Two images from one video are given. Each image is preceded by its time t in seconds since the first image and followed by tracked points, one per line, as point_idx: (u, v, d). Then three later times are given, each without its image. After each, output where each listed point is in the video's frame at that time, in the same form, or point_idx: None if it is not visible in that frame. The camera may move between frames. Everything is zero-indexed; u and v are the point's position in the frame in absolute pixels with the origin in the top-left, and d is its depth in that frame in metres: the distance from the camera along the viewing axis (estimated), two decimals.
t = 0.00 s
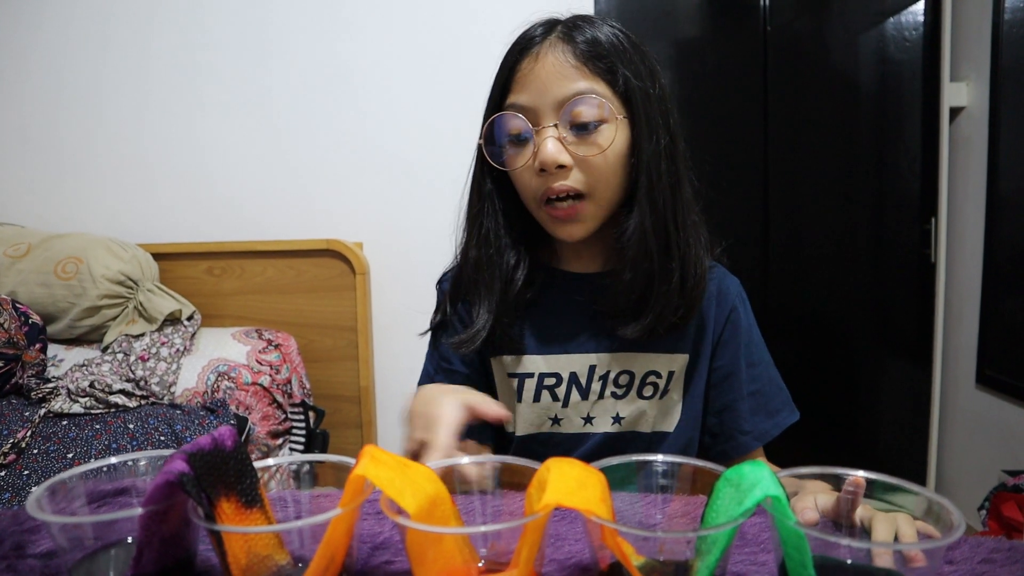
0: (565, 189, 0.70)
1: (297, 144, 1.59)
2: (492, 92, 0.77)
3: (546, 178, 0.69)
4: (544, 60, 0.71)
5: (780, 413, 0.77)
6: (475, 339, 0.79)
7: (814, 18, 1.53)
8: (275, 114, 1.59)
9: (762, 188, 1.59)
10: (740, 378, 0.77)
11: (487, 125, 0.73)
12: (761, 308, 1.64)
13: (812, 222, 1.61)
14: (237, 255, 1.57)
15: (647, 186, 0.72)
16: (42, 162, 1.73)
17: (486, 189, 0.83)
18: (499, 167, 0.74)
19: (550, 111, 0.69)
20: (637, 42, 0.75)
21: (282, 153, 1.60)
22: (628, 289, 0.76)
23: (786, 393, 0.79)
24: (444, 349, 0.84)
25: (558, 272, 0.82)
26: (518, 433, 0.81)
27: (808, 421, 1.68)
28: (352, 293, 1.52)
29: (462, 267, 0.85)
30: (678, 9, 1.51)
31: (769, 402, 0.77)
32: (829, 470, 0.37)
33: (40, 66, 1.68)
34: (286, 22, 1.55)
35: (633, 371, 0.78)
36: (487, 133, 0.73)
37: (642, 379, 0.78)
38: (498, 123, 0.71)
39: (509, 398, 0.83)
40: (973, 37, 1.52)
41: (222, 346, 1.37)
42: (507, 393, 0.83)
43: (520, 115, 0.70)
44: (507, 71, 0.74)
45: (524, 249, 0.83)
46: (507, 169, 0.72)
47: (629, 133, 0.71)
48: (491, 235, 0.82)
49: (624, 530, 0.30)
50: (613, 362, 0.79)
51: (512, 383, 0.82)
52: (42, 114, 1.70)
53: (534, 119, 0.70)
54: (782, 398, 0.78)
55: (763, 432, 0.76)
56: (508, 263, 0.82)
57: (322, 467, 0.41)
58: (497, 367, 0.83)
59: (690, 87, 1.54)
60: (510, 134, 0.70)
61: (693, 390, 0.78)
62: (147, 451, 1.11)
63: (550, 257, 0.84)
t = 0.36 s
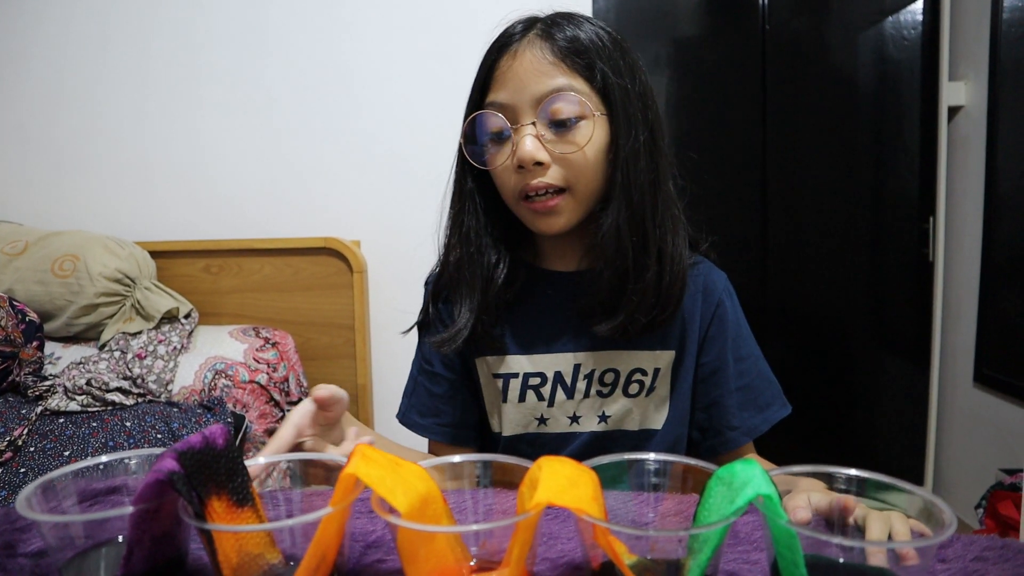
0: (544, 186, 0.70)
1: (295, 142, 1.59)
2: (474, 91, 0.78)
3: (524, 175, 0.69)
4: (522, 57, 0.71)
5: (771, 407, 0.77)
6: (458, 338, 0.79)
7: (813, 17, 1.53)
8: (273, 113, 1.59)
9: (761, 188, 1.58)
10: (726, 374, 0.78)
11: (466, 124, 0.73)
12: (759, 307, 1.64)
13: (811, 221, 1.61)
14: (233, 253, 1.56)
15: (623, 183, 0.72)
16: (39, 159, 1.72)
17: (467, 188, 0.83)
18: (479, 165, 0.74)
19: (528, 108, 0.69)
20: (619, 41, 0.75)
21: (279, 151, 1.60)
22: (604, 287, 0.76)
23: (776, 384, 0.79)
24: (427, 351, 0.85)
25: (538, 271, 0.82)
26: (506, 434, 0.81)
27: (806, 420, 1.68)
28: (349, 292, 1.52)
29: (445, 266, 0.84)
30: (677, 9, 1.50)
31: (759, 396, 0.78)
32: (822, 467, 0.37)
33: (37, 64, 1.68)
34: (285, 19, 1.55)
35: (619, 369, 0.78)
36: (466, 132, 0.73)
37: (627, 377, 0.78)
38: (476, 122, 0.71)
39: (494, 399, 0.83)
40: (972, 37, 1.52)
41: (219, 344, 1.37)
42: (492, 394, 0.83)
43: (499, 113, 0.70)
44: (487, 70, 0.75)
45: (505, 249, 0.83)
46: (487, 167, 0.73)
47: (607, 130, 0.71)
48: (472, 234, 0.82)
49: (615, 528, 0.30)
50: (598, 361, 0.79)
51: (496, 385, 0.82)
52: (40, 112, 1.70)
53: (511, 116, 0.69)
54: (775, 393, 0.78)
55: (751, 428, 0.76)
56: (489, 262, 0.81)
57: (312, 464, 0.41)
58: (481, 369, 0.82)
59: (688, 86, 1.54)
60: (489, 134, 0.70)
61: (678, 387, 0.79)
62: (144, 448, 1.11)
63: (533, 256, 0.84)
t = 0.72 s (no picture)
0: (529, 169, 0.70)
1: (291, 138, 1.58)
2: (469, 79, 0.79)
3: (511, 158, 0.69)
4: (515, 43, 0.72)
5: (760, 402, 0.77)
6: (445, 322, 0.78)
7: (811, 13, 1.53)
8: (270, 109, 1.58)
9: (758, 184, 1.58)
10: (715, 368, 0.78)
11: (460, 111, 0.75)
12: (757, 303, 1.64)
13: (808, 217, 1.61)
14: (230, 249, 1.56)
15: (606, 173, 0.72)
16: (36, 156, 1.72)
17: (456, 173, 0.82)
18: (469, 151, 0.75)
19: (519, 93, 0.70)
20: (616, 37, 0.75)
21: (277, 148, 1.59)
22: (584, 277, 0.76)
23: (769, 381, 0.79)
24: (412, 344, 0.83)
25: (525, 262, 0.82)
26: (497, 432, 0.81)
27: (803, 416, 1.69)
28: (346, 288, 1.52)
29: (434, 252, 0.84)
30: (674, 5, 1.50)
31: (747, 392, 0.77)
32: (814, 460, 0.37)
33: (32, 60, 1.67)
34: (282, 15, 1.54)
35: (608, 364, 0.78)
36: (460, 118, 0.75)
37: (617, 373, 0.78)
38: (469, 107, 0.72)
39: (483, 395, 0.82)
40: (969, 33, 1.52)
41: (216, 340, 1.37)
42: (481, 392, 0.82)
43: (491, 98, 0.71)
44: (481, 57, 0.76)
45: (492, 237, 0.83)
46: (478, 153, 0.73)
47: (596, 119, 0.71)
48: (459, 219, 0.82)
49: (607, 521, 0.30)
50: (585, 357, 0.79)
51: (487, 382, 0.82)
52: (37, 108, 1.69)
53: (503, 100, 0.71)
54: (765, 387, 0.78)
55: (740, 423, 0.76)
56: (474, 248, 0.81)
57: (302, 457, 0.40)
58: (471, 365, 0.82)
59: (685, 82, 1.53)
60: (481, 119, 0.71)
61: (667, 381, 0.79)
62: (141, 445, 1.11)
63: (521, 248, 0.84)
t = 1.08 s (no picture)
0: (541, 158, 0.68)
1: (291, 136, 1.58)
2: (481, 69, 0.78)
3: (523, 146, 0.68)
4: (532, 33, 0.71)
5: (759, 408, 0.77)
6: (452, 309, 0.79)
7: (810, 12, 1.52)
8: (269, 106, 1.58)
9: (757, 183, 1.58)
10: (714, 370, 0.78)
11: (471, 98, 0.74)
12: (757, 302, 1.64)
13: (808, 216, 1.61)
14: (230, 246, 1.56)
15: (622, 169, 0.72)
16: (35, 152, 1.72)
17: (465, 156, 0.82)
18: (479, 139, 0.74)
19: (534, 81, 0.69)
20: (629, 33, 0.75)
21: (276, 146, 1.59)
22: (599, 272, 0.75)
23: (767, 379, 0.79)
24: (410, 341, 0.83)
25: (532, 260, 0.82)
26: (497, 429, 0.81)
27: (802, 415, 1.69)
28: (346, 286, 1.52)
29: (441, 241, 0.84)
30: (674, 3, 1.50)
31: (745, 395, 0.77)
32: (813, 459, 0.37)
33: (31, 57, 1.67)
34: (281, 12, 1.54)
35: (610, 364, 0.79)
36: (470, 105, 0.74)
37: (618, 372, 0.79)
38: (482, 93, 0.71)
39: (485, 392, 0.82)
40: (968, 32, 1.52)
41: (215, 338, 1.37)
42: (483, 388, 0.82)
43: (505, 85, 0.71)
44: (496, 46, 0.75)
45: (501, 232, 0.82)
46: (488, 142, 0.72)
47: (611, 112, 0.71)
48: (472, 207, 0.82)
49: (606, 520, 0.30)
50: (590, 356, 0.79)
51: (489, 378, 0.82)
52: (36, 104, 1.69)
53: (517, 88, 0.70)
54: (763, 392, 0.78)
55: (737, 427, 0.76)
56: (481, 236, 0.81)
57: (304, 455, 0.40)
58: (475, 361, 0.82)
59: (685, 81, 1.53)
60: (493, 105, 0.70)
61: (669, 381, 0.79)
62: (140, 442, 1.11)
63: (526, 246, 0.84)
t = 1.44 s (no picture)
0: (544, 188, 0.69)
1: (290, 135, 1.58)
2: (474, 84, 0.76)
3: (526, 175, 0.68)
4: (529, 53, 0.70)
5: (754, 403, 0.77)
6: (478, 338, 0.77)
7: (810, 10, 1.52)
8: (268, 105, 1.58)
9: (757, 181, 1.58)
10: (712, 368, 0.78)
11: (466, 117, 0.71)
12: (756, 301, 1.64)
13: (808, 214, 1.61)
14: (229, 245, 1.56)
15: (631, 188, 0.73)
16: (35, 150, 1.71)
17: (467, 185, 0.80)
18: (476, 163, 0.73)
19: (534, 107, 0.68)
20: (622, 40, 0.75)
21: (276, 145, 1.59)
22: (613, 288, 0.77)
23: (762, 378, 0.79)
24: (415, 338, 0.83)
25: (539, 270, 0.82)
26: (497, 428, 0.81)
27: (801, 413, 1.69)
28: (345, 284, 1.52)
29: (448, 265, 0.82)
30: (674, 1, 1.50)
31: (742, 392, 0.77)
32: (809, 456, 0.37)
33: (30, 55, 1.67)
34: (280, 10, 1.54)
35: (611, 364, 0.79)
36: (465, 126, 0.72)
37: (619, 372, 0.79)
38: (477, 115, 0.69)
39: (485, 391, 0.82)
40: (968, 31, 1.52)
41: (214, 337, 1.37)
42: (483, 388, 0.82)
43: (502, 108, 0.69)
44: (491, 63, 0.74)
45: (507, 250, 0.82)
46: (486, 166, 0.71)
47: (612, 132, 0.71)
48: (476, 232, 0.81)
49: (602, 516, 0.30)
50: (593, 356, 0.79)
51: (490, 378, 0.81)
52: (36, 102, 1.69)
53: (516, 114, 0.68)
54: (755, 388, 0.78)
55: (734, 423, 0.76)
56: (493, 261, 0.81)
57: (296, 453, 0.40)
58: (476, 363, 0.82)
59: (685, 79, 1.53)
60: (490, 130, 0.68)
61: (670, 382, 0.79)
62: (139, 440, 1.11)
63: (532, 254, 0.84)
